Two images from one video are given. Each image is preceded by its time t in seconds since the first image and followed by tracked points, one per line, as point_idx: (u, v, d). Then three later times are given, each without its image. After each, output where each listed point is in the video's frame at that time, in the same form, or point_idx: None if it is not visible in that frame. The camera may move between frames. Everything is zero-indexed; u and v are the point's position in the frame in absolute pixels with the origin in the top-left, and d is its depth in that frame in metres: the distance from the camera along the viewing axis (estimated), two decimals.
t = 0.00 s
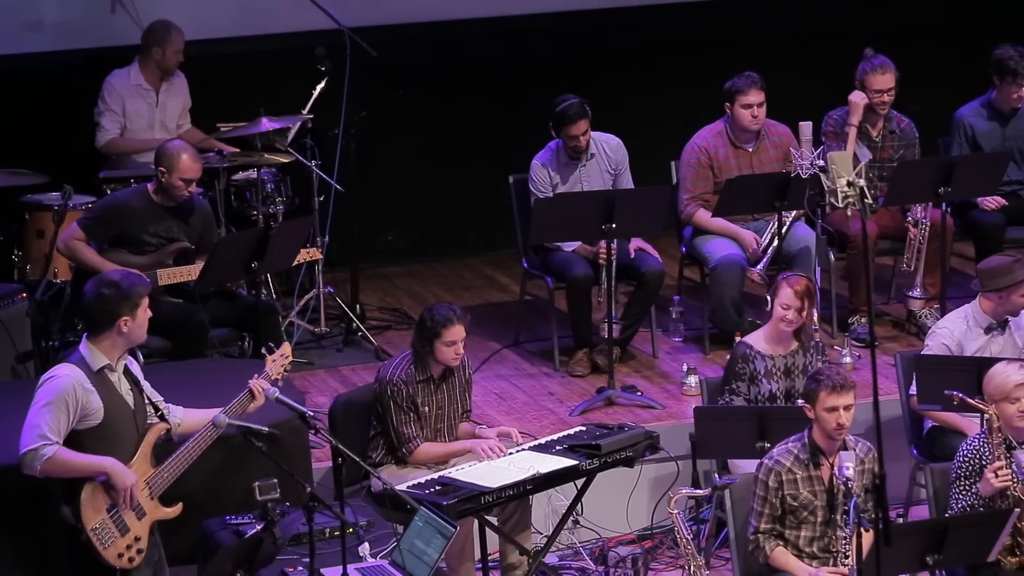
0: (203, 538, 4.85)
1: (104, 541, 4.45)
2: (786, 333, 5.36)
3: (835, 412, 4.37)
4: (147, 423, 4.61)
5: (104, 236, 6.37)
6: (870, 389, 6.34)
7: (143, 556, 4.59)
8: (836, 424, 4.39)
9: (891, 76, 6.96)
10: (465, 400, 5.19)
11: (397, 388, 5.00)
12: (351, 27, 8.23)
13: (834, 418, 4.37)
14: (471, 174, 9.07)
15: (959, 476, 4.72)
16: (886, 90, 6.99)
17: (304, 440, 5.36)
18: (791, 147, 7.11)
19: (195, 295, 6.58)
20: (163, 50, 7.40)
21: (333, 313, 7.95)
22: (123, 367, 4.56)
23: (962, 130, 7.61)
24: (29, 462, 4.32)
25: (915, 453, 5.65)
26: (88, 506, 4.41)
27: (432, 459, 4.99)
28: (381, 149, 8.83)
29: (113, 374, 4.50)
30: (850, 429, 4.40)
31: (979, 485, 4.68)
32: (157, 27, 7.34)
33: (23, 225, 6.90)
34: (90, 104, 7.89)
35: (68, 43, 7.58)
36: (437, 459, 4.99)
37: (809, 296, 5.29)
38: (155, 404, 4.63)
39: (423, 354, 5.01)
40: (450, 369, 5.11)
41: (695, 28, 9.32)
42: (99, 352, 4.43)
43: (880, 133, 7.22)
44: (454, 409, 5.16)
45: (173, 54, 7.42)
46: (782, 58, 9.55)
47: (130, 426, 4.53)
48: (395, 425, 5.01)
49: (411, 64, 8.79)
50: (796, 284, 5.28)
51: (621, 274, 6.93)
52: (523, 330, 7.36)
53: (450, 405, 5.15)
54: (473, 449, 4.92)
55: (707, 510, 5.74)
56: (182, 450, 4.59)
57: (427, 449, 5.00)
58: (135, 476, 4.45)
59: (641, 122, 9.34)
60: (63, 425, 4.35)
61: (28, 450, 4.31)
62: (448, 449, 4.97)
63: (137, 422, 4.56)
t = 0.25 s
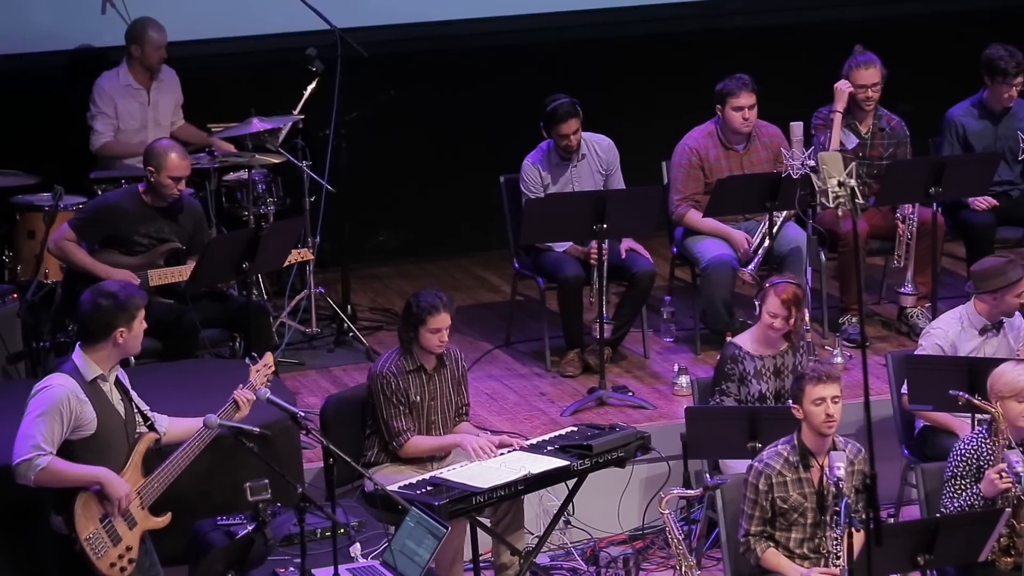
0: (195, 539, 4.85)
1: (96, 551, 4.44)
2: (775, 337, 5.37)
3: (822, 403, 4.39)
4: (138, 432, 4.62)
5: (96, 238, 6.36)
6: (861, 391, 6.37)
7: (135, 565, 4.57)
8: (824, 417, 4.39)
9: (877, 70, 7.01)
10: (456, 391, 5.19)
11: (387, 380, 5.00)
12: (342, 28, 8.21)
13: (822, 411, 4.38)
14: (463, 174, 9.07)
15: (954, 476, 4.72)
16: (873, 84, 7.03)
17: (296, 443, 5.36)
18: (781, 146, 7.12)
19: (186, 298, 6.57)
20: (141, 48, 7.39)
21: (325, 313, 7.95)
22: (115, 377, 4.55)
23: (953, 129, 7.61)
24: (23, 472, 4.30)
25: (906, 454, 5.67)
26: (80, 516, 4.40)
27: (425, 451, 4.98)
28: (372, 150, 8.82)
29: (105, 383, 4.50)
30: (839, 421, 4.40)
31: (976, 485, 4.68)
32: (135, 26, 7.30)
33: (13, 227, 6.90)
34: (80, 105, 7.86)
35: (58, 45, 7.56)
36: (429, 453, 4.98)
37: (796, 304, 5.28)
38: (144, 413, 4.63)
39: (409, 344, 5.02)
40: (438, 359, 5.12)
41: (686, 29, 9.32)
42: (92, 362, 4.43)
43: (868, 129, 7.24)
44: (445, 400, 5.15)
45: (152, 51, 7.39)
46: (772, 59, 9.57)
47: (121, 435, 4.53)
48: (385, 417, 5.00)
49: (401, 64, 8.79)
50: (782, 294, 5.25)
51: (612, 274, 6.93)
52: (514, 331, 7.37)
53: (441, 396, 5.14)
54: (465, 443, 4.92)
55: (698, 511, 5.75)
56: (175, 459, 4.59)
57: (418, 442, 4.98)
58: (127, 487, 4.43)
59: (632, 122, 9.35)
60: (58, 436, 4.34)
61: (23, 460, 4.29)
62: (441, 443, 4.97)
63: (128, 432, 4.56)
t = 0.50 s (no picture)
0: (187, 538, 4.84)
1: (90, 539, 4.45)
2: (765, 333, 5.38)
3: (813, 408, 4.42)
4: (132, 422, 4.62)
5: (89, 236, 6.35)
6: (854, 390, 6.38)
7: (127, 554, 4.60)
8: (814, 421, 4.43)
9: (866, 69, 7.03)
10: (449, 396, 5.20)
11: (382, 386, 5.00)
12: (335, 28, 8.21)
13: (811, 416, 4.42)
14: (456, 174, 9.07)
15: (949, 475, 4.73)
16: (862, 82, 7.04)
17: (290, 443, 5.36)
18: (774, 147, 7.14)
19: (179, 297, 6.56)
20: (145, 50, 7.38)
21: (317, 313, 7.94)
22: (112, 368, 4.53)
23: (947, 130, 7.64)
24: (21, 460, 4.29)
25: (899, 454, 5.69)
26: (75, 505, 4.41)
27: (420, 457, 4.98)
28: (365, 151, 8.82)
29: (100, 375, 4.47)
30: (829, 426, 4.44)
31: (972, 485, 4.67)
32: (142, 27, 7.30)
33: (5, 225, 6.88)
34: (72, 104, 7.84)
35: (51, 43, 7.55)
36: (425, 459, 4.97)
37: (782, 297, 5.28)
38: (139, 403, 4.62)
39: (405, 351, 5.01)
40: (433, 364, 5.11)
41: (679, 30, 9.33)
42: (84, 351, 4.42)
43: (858, 126, 7.27)
44: (438, 404, 5.16)
45: (155, 55, 7.40)
46: (766, 59, 9.59)
47: (116, 424, 4.53)
48: (379, 422, 5.01)
49: (394, 64, 8.79)
50: (766, 288, 5.27)
51: (605, 274, 6.94)
52: (507, 331, 7.37)
53: (434, 400, 5.15)
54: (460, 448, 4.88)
55: (691, 511, 5.76)
56: (172, 451, 4.60)
57: (413, 447, 4.98)
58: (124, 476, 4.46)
59: (625, 122, 9.35)
60: (55, 423, 4.35)
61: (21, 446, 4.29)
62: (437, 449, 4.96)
63: (124, 421, 4.56)
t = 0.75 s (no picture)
0: (182, 539, 4.85)
1: (82, 545, 4.47)
2: (759, 334, 5.38)
3: (808, 408, 4.42)
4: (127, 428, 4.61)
5: (83, 237, 6.34)
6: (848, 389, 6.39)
7: (122, 559, 4.60)
8: (809, 422, 4.42)
9: (856, 67, 7.02)
10: (448, 396, 5.18)
11: (381, 384, 5.01)
12: (329, 27, 8.20)
13: (806, 415, 4.41)
14: (451, 174, 9.07)
15: (944, 472, 4.73)
16: (852, 79, 7.05)
17: (284, 443, 5.36)
18: (769, 147, 7.14)
19: (173, 298, 6.56)
20: (138, 49, 7.38)
21: (312, 313, 7.95)
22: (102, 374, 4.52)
23: (942, 129, 7.65)
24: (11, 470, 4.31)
25: (893, 453, 5.69)
26: (67, 511, 4.42)
27: (411, 456, 4.98)
28: (359, 151, 8.82)
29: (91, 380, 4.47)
30: (824, 426, 4.43)
31: (965, 482, 4.68)
32: (133, 25, 7.30)
33: None
34: (66, 105, 7.84)
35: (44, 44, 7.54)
36: (417, 457, 4.98)
37: (774, 298, 5.29)
38: (134, 409, 4.62)
39: (405, 349, 5.01)
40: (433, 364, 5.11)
41: (673, 29, 9.34)
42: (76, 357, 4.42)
43: (850, 126, 7.27)
44: (436, 404, 5.15)
45: (148, 53, 7.38)
46: (760, 59, 9.59)
47: (108, 429, 4.53)
48: (374, 420, 5.00)
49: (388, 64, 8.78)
50: (757, 289, 5.27)
51: (600, 274, 6.94)
52: (501, 331, 7.38)
53: (432, 401, 5.14)
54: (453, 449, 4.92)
55: (686, 511, 5.77)
56: (165, 456, 4.60)
57: (405, 446, 4.99)
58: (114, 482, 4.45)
59: (619, 122, 9.36)
60: (43, 431, 4.34)
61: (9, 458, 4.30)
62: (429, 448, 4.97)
63: (117, 425, 4.56)
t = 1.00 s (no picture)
0: (178, 539, 4.84)
1: (65, 546, 4.44)
2: (755, 337, 5.39)
3: (803, 402, 4.43)
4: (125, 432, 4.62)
5: (78, 237, 6.34)
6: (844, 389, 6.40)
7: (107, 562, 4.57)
8: (806, 416, 4.43)
9: (849, 64, 7.05)
10: (442, 390, 5.18)
11: (371, 375, 4.99)
12: (324, 27, 8.20)
13: (803, 409, 4.42)
14: (446, 173, 9.07)
15: (939, 469, 4.75)
16: (846, 77, 7.07)
17: (279, 443, 5.35)
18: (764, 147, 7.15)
19: (168, 298, 6.55)
20: (130, 49, 7.38)
21: (307, 313, 7.94)
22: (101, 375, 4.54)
23: (936, 130, 7.67)
24: None
25: (889, 453, 5.70)
26: (51, 512, 4.41)
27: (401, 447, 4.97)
28: (354, 150, 8.82)
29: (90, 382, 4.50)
30: (821, 420, 4.44)
31: (958, 480, 4.69)
32: (123, 25, 7.30)
33: None
34: (61, 104, 7.84)
35: (39, 43, 7.54)
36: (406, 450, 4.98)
37: (772, 309, 5.27)
38: (134, 411, 4.63)
39: (396, 338, 5.03)
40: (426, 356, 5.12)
41: (669, 30, 9.35)
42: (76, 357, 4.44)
43: (843, 124, 7.28)
44: (430, 398, 5.15)
45: (140, 52, 7.38)
46: (755, 59, 9.61)
47: (103, 431, 4.53)
48: (365, 412, 5.01)
49: (383, 63, 8.78)
50: (756, 301, 5.26)
51: (595, 274, 6.94)
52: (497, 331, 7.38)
53: (425, 394, 5.13)
54: (439, 447, 4.92)
55: (682, 510, 5.78)
56: (158, 463, 4.61)
57: (393, 440, 4.98)
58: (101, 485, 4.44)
59: (615, 122, 9.37)
60: (35, 430, 4.36)
61: None
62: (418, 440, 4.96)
63: (114, 428, 4.57)
